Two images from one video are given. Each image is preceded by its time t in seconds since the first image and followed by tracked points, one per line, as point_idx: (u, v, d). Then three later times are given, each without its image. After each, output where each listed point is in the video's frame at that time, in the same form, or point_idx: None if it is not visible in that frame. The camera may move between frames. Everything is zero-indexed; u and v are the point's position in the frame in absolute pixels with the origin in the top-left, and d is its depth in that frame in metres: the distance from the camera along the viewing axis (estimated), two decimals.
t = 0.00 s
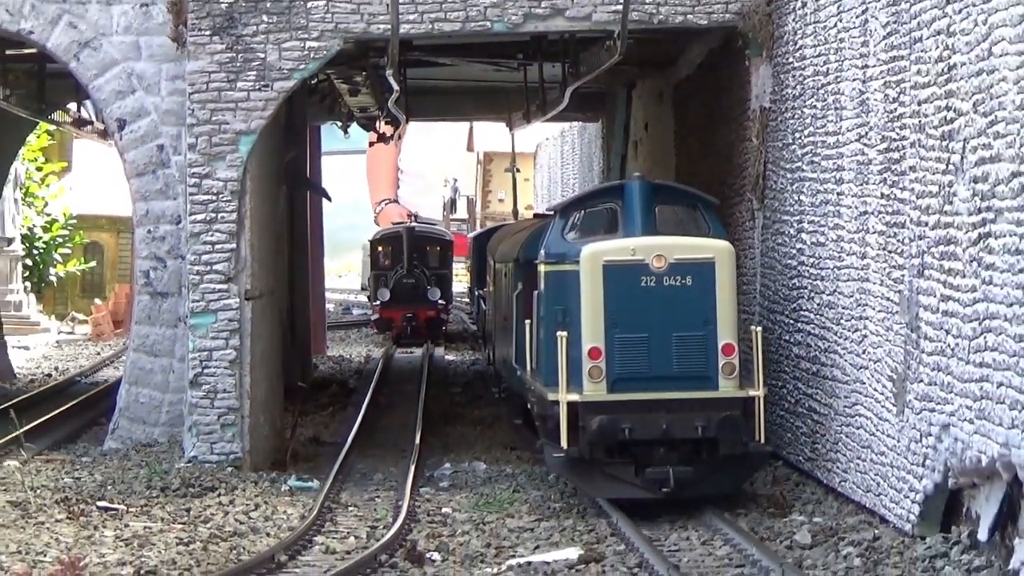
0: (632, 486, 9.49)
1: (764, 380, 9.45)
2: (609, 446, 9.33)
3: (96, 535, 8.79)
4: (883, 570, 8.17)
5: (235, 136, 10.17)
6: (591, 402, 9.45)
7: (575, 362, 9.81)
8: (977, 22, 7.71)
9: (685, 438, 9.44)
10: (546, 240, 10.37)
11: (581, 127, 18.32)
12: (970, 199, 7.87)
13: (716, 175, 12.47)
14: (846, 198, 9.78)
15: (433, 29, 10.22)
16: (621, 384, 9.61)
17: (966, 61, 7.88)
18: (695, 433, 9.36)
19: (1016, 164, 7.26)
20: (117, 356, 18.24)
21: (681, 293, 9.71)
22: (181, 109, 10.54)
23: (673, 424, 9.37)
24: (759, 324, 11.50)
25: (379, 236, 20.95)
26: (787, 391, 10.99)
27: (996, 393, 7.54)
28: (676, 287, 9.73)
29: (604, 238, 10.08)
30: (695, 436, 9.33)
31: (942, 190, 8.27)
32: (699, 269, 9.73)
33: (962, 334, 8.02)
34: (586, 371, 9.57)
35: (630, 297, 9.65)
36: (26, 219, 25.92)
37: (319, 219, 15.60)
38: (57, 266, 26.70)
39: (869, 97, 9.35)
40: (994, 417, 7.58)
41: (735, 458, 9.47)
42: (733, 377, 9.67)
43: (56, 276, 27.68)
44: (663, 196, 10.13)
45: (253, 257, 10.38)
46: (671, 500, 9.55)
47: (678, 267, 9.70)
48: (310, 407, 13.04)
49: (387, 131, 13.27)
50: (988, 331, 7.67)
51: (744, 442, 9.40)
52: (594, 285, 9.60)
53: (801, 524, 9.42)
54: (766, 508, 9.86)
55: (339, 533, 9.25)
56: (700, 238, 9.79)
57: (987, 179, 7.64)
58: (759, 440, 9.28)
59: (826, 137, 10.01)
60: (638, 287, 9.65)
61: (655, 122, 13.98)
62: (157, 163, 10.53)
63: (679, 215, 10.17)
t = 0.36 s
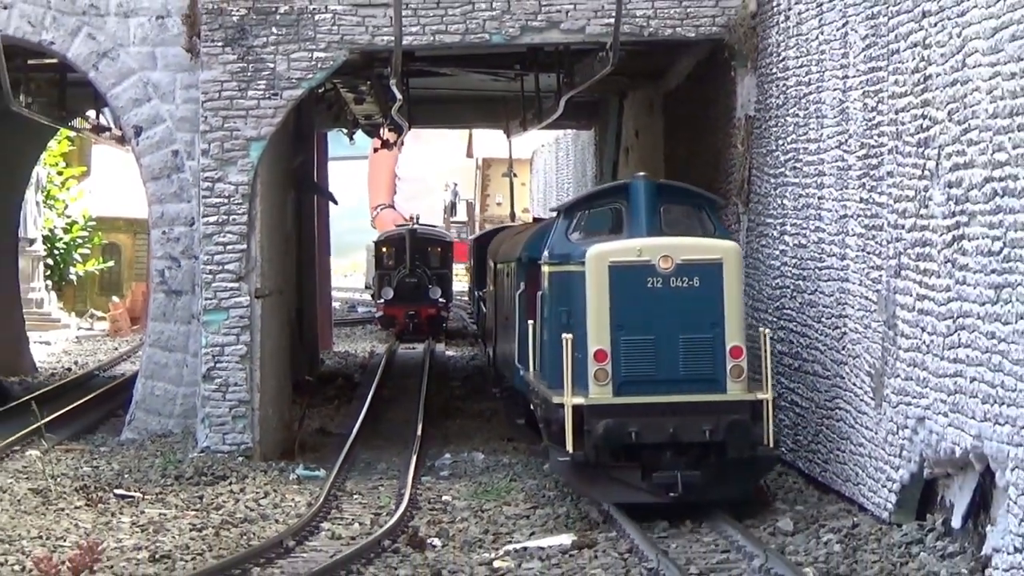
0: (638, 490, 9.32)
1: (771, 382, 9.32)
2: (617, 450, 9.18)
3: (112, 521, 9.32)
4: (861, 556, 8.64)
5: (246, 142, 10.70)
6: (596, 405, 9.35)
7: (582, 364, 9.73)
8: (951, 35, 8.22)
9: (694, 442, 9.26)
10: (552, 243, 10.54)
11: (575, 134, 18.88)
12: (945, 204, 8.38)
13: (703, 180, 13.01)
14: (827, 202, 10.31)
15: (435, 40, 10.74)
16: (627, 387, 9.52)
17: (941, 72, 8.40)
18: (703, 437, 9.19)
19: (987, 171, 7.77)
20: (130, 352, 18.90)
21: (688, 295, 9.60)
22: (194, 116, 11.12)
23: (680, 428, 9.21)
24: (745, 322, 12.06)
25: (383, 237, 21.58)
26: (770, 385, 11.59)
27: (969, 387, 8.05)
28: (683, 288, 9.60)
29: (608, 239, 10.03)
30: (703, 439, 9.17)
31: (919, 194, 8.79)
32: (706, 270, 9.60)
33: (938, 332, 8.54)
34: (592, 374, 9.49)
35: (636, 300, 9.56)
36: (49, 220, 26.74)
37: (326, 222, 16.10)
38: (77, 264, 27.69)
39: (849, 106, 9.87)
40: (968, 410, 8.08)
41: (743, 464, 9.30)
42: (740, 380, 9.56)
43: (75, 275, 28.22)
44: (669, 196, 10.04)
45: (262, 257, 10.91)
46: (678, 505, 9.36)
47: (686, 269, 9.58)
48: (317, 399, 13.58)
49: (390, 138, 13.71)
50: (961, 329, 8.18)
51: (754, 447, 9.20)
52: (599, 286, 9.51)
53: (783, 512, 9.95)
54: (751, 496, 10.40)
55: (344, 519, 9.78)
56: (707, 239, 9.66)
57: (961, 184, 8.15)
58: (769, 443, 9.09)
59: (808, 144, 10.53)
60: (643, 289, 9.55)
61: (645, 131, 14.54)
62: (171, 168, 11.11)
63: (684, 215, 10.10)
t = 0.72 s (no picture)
0: (644, 494, 9.00)
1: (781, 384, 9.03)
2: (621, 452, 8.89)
3: (124, 506, 9.87)
4: (836, 539, 9.11)
5: (252, 146, 11.27)
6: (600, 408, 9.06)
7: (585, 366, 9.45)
8: (923, 44, 8.75)
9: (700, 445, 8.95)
10: (552, 241, 10.29)
11: (566, 138, 19.51)
12: (916, 205, 8.91)
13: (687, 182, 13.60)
14: (804, 204, 10.87)
15: (431, 49, 11.31)
16: (631, 389, 9.24)
17: (913, 79, 8.93)
18: (710, 440, 8.88)
19: (956, 173, 8.29)
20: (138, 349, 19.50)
21: (694, 294, 9.30)
22: (202, 121, 11.70)
23: (687, 430, 8.90)
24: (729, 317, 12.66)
25: (382, 237, 22.15)
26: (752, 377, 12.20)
27: (939, 379, 8.56)
28: (690, 287, 9.31)
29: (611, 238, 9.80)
30: (709, 442, 8.86)
31: (891, 196, 9.34)
32: (713, 268, 9.30)
33: (909, 326, 9.08)
34: (595, 375, 9.20)
35: (641, 299, 9.28)
36: (65, 221, 27.37)
37: (328, 223, 16.63)
38: (93, 265, 28.34)
39: (825, 112, 10.41)
40: (938, 400, 8.58)
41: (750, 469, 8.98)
42: (748, 382, 9.25)
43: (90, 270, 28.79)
44: (673, 194, 9.82)
45: (267, 255, 11.48)
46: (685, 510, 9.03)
47: (692, 267, 9.29)
48: (318, 390, 14.16)
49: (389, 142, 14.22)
50: (931, 324, 8.70)
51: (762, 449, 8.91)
52: (603, 285, 9.24)
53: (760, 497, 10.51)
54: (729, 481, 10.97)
55: (344, 505, 10.32)
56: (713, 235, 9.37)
57: (932, 186, 8.68)
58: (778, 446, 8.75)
59: (787, 148, 11.08)
60: (648, 288, 9.26)
61: (631, 137, 15.15)
62: (181, 171, 11.71)
63: (686, 212, 9.87)
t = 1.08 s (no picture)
0: (648, 501, 8.70)
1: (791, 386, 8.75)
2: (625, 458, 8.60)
3: (132, 491, 10.43)
4: (810, 523, 9.58)
5: (254, 148, 11.85)
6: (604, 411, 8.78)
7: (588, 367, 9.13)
8: (893, 51, 9.29)
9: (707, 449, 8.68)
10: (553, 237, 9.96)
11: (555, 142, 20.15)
12: (886, 204, 9.46)
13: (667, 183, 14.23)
14: (780, 204, 11.45)
15: (425, 56, 11.89)
16: (635, 391, 8.94)
17: (883, 85, 9.47)
18: (717, 445, 8.60)
19: (924, 174, 8.83)
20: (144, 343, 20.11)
21: (701, 293, 8.99)
22: (207, 125, 12.31)
23: (693, 435, 8.62)
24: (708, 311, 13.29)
25: (378, 236, 22.95)
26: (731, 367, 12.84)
27: (908, 370, 9.10)
28: (696, 286, 9.00)
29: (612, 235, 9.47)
30: (717, 447, 8.58)
31: (862, 196, 9.90)
32: (720, 266, 8.98)
33: (879, 320, 9.64)
34: (598, 378, 8.89)
35: (645, 299, 8.95)
36: (75, 219, 28.18)
37: (327, 222, 17.19)
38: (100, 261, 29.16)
39: (799, 116, 10.96)
40: (907, 390, 9.13)
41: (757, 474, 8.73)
42: (756, 384, 8.95)
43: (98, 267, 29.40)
44: (677, 188, 9.49)
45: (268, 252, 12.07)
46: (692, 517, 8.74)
47: (698, 265, 8.97)
48: (317, 381, 14.76)
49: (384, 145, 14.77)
50: (900, 318, 9.26)
51: (770, 454, 8.65)
52: (606, 284, 8.90)
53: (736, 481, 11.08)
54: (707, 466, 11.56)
55: (342, 489, 10.88)
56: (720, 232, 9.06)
57: (901, 187, 9.22)
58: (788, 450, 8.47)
59: (763, 151, 11.64)
60: (653, 287, 8.95)
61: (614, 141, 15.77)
62: (186, 171, 12.31)
63: (688, 208, 9.55)
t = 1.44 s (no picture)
0: (663, 506, 8.26)
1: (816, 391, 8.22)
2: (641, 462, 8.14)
3: (140, 475, 11.01)
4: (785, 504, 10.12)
5: (257, 149, 12.45)
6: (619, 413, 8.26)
7: (602, 367, 8.57)
8: (865, 57, 9.86)
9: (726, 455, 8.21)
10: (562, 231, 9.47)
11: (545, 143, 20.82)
12: (859, 202, 10.06)
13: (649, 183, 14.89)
14: (759, 202, 12.11)
15: (420, 62, 12.50)
16: (650, 393, 8.39)
17: (856, 89, 10.02)
18: (737, 451, 8.15)
19: (895, 173, 9.40)
20: (150, 336, 20.76)
21: (722, 291, 8.44)
22: (212, 127, 12.92)
23: (712, 439, 8.16)
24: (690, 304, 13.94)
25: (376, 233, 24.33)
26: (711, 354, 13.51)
27: (880, 359, 9.69)
28: (717, 283, 8.45)
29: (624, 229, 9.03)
30: (736, 453, 8.13)
31: (836, 195, 10.52)
32: (743, 262, 8.44)
33: (852, 312, 10.29)
34: (613, 378, 8.34)
35: (664, 296, 8.41)
36: (86, 217, 28.97)
37: (327, 220, 17.79)
38: (110, 257, 29.96)
39: (776, 118, 11.56)
40: (879, 379, 9.75)
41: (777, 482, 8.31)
42: (779, 388, 8.40)
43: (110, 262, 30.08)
44: (690, 184, 9.11)
45: (271, 248, 12.71)
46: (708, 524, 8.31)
47: (720, 261, 8.42)
48: (317, 371, 15.37)
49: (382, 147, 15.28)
50: (872, 311, 9.88)
51: (792, 461, 8.17)
52: (622, 279, 8.36)
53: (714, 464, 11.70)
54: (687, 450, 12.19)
55: (340, 474, 11.46)
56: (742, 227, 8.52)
57: (873, 185, 9.80)
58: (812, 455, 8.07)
59: (742, 152, 12.26)
60: (672, 283, 8.40)
61: (600, 143, 16.44)
62: (193, 171, 12.94)
63: (702, 204, 9.13)
